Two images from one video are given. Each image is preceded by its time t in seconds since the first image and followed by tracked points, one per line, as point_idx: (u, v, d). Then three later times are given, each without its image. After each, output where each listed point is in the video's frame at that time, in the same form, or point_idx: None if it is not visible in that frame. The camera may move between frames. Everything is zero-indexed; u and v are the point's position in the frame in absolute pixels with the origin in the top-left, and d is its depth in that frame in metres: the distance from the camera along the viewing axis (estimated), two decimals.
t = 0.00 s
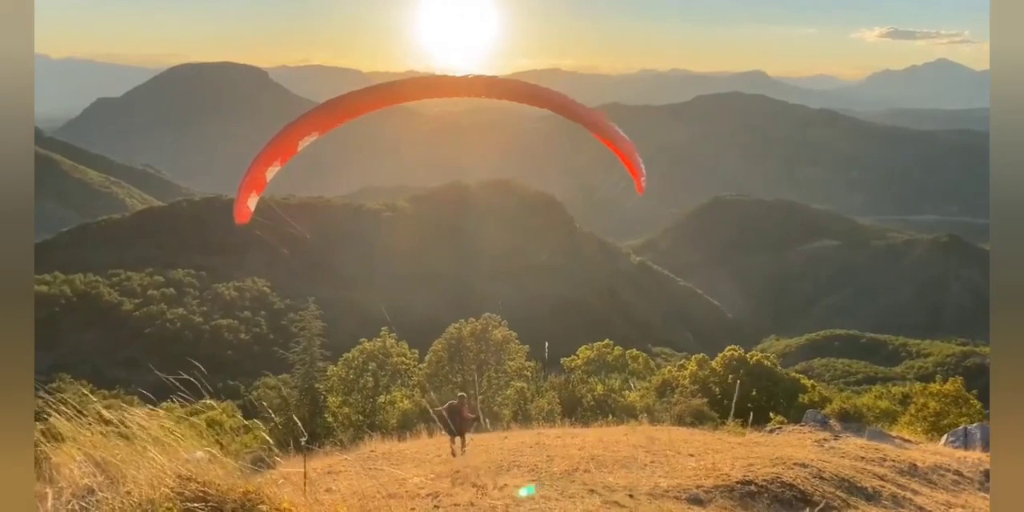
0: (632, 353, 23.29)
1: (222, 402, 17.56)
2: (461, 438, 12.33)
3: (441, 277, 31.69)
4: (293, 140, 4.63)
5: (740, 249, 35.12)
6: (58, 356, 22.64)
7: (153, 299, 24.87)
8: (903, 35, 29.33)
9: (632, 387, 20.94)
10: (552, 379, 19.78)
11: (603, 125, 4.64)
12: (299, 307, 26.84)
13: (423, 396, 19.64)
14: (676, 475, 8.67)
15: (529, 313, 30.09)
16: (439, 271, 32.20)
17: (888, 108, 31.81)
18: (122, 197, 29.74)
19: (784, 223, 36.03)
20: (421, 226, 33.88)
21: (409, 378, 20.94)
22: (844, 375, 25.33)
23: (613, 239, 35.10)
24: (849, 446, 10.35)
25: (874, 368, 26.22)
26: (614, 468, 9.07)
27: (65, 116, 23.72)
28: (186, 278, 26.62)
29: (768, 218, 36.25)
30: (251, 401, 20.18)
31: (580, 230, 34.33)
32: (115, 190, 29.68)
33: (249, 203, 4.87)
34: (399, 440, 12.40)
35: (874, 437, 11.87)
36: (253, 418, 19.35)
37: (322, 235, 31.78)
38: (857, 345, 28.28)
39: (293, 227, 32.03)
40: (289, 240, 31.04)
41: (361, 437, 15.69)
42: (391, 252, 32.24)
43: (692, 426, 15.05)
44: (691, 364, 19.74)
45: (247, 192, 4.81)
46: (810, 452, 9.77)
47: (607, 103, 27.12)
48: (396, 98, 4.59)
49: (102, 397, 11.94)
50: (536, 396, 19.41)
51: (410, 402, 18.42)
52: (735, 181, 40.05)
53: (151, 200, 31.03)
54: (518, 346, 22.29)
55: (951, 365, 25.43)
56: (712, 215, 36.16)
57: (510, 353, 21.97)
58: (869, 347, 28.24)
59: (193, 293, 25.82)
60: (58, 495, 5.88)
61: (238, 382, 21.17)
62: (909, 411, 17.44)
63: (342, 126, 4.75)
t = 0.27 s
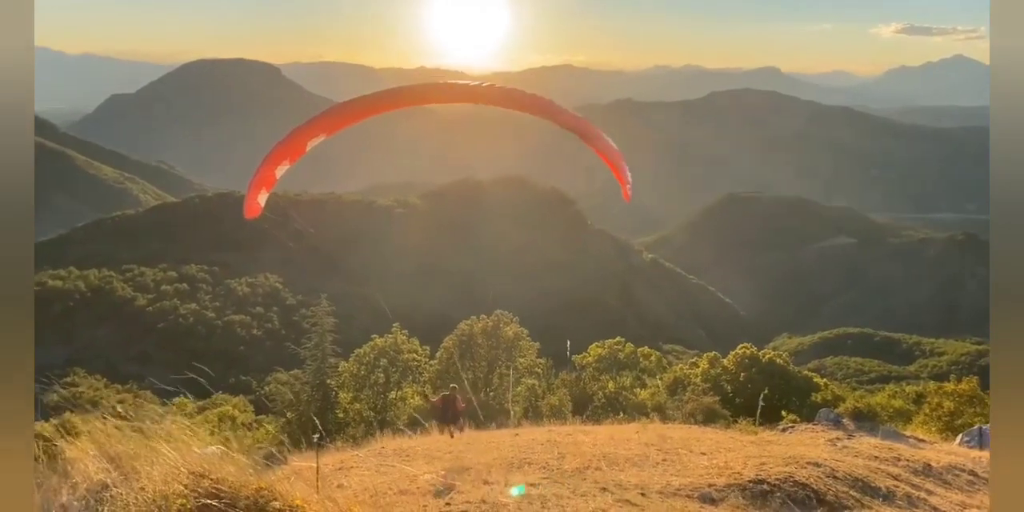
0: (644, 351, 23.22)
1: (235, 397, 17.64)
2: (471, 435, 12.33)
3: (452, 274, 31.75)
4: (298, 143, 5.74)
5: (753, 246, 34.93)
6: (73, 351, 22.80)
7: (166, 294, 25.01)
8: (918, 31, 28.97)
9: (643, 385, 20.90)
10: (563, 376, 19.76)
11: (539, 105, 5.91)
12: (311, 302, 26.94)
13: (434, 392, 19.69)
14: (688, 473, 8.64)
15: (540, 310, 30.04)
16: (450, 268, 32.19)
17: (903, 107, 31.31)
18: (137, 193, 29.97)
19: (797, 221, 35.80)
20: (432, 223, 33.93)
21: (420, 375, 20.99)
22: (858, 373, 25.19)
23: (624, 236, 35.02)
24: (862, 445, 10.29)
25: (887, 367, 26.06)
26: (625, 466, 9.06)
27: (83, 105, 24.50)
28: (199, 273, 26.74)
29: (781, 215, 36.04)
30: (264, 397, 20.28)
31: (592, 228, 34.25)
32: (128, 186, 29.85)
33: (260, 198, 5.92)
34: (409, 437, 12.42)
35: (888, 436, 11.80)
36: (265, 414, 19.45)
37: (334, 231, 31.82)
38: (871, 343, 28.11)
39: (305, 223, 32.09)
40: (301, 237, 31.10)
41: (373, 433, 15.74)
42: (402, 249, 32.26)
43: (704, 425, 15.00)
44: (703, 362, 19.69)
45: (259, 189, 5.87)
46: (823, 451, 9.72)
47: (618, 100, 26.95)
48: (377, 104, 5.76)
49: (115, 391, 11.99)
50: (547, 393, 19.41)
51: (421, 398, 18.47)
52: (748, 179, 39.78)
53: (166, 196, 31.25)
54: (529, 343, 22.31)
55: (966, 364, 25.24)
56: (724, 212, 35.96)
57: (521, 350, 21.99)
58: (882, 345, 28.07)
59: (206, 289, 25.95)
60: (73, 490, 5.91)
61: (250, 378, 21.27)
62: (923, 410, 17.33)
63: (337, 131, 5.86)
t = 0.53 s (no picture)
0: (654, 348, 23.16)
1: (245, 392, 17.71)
2: (481, 430, 12.32)
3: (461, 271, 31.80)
4: (306, 142, 6.08)
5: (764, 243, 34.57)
6: (87, 345, 23.04)
7: (178, 289, 25.15)
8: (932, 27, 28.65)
9: (653, 382, 20.85)
10: (573, 373, 19.74)
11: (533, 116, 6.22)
12: (321, 298, 27.01)
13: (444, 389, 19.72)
14: (698, 471, 8.63)
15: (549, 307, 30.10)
16: (460, 266, 32.22)
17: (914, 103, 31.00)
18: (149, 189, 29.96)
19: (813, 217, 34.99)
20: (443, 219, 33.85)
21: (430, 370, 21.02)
22: (869, 371, 25.07)
23: (634, 232, 34.93)
24: (874, 444, 10.23)
25: (899, 366, 25.91)
26: (635, 464, 9.03)
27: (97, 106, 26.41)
28: (210, 269, 26.89)
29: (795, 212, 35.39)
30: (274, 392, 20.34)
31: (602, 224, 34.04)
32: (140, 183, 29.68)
33: (267, 195, 6.28)
34: (420, 432, 12.44)
35: (900, 435, 11.73)
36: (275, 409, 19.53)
37: (343, 228, 31.82)
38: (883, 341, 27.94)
39: (313, 218, 31.91)
40: (311, 232, 31.14)
41: (383, 428, 15.84)
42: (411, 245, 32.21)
43: (715, 422, 14.95)
44: (713, 360, 19.66)
45: (267, 185, 6.23)
46: (834, 450, 9.66)
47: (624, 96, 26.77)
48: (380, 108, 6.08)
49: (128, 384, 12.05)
50: (557, 389, 19.40)
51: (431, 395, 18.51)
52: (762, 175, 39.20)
53: (178, 192, 31.33)
54: (539, 339, 22.34)
55: (979, 363, 25.04)
56: (735, 209, 35.59)
57: (531, 346, 22.00)
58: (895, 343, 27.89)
59: (217, 284, 26.06)
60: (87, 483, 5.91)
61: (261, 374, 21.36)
62: (935, 409, 17.22)
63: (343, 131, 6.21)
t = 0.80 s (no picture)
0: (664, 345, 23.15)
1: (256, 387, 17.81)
2: (489, 426, 12.39)
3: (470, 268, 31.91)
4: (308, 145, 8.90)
5: (774, 240, 34.33)
6: (99, 340, 23.25)
7: (189, 285, 25.36)
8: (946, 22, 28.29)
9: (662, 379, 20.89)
10: (582, 369, 19.77)
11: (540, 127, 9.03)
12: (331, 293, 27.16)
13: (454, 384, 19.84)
14: (707, 468, 8.62)
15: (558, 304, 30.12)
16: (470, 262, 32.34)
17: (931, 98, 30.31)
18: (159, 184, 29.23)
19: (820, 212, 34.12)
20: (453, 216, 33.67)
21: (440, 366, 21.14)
22: (879, 369, 25.04)
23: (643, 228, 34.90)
24: (885, 442, 10.20)
25: (910, 364, 25.87)
26: (644, 461, 9.05)
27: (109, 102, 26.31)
28: (221, 264, 26.99)
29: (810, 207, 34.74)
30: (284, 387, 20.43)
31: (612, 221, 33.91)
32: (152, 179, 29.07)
33: (276, 182, 9.01)
34: (429, 427, 12.52)
35: (911, 433, 11.74)
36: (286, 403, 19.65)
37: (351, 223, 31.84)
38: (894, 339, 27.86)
39: (324, 214, 32.04)
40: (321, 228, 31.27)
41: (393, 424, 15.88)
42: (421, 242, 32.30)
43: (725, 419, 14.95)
44: (723, 357, 19.60)
45: (278, 177, 9.03)
46: (844, 447, 9.65)
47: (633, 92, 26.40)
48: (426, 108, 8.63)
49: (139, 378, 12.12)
50: (566, 386, 19.47)
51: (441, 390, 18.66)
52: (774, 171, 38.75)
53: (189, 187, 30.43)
54: (548, 335, 22.43)
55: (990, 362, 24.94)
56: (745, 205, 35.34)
57: (540, 343, 21.99)
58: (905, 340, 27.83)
59: (228, 279, 26.20)
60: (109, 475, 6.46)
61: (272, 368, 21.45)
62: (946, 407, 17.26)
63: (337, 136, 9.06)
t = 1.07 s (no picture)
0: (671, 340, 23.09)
1: (264, 382, 17.88)
2: (497, 422, 12.37)
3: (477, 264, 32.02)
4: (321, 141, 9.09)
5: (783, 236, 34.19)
6: (108, 335, 23.35)
7: (198, 280, 25.46)
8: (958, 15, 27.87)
9: (670, 375, 20.83)
10: (590, 365, 19.78)
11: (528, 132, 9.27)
12: (339, 289, 27.25)
13: (461, 380, 19.97)
14: (714, 465, 8.61)
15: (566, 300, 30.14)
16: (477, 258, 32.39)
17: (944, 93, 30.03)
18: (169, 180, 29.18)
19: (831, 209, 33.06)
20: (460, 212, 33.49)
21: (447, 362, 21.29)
22: (888, 366, 24.85)
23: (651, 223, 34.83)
24: (894, 439, 10.15)
25: (919, 360, 25.71)
26: (651, 457, 9.06)
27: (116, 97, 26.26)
28: (229, 259, 27.04)
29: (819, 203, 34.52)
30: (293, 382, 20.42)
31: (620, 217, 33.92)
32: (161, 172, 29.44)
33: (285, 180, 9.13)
34: (436, 423, 12.53)
35: (920, 430, 11.66)
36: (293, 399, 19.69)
37: (359, 219, 31.89)
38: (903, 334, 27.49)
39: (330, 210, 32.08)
40: (329, 224, 31.39)
41: (401, 419, 15.94)
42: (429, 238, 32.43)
43: (733, 416, 14.96)
44: (731, 353, 19.57)
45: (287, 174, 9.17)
46: (853, 445, 9.59)
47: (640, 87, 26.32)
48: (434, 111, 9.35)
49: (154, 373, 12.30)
50: (572, 382, 19.49)
51: (448, 386, 18.75)
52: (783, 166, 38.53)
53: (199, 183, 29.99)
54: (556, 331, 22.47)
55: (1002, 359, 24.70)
56: (754, 201, 35.02)
57: (547, 338, 22.01)
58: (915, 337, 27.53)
59: (236, 274, 26.30)
60: (123, 469, 6.61)
61: (280, 364, 21.48)
62: (956, 404, 17.12)
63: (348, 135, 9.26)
